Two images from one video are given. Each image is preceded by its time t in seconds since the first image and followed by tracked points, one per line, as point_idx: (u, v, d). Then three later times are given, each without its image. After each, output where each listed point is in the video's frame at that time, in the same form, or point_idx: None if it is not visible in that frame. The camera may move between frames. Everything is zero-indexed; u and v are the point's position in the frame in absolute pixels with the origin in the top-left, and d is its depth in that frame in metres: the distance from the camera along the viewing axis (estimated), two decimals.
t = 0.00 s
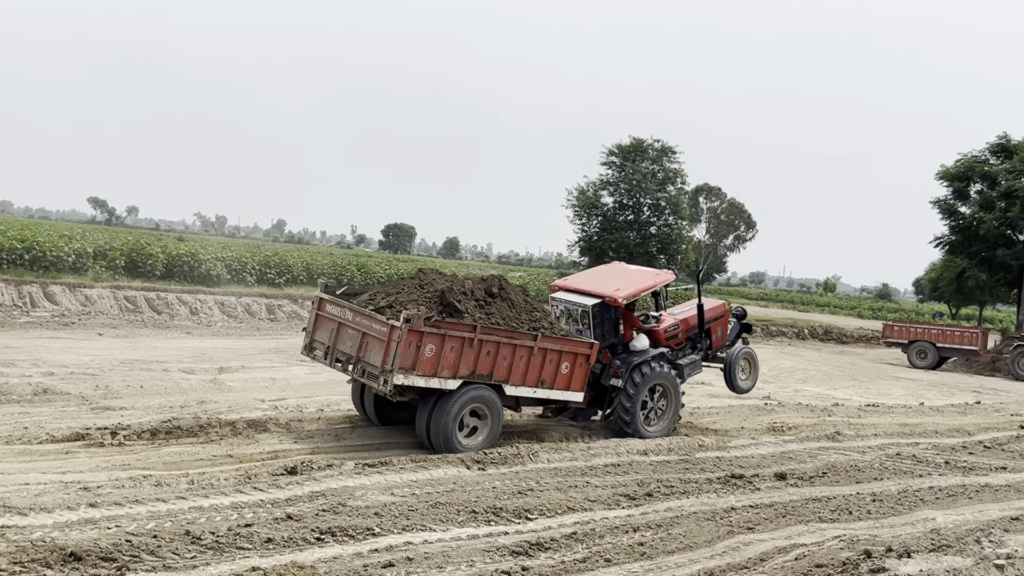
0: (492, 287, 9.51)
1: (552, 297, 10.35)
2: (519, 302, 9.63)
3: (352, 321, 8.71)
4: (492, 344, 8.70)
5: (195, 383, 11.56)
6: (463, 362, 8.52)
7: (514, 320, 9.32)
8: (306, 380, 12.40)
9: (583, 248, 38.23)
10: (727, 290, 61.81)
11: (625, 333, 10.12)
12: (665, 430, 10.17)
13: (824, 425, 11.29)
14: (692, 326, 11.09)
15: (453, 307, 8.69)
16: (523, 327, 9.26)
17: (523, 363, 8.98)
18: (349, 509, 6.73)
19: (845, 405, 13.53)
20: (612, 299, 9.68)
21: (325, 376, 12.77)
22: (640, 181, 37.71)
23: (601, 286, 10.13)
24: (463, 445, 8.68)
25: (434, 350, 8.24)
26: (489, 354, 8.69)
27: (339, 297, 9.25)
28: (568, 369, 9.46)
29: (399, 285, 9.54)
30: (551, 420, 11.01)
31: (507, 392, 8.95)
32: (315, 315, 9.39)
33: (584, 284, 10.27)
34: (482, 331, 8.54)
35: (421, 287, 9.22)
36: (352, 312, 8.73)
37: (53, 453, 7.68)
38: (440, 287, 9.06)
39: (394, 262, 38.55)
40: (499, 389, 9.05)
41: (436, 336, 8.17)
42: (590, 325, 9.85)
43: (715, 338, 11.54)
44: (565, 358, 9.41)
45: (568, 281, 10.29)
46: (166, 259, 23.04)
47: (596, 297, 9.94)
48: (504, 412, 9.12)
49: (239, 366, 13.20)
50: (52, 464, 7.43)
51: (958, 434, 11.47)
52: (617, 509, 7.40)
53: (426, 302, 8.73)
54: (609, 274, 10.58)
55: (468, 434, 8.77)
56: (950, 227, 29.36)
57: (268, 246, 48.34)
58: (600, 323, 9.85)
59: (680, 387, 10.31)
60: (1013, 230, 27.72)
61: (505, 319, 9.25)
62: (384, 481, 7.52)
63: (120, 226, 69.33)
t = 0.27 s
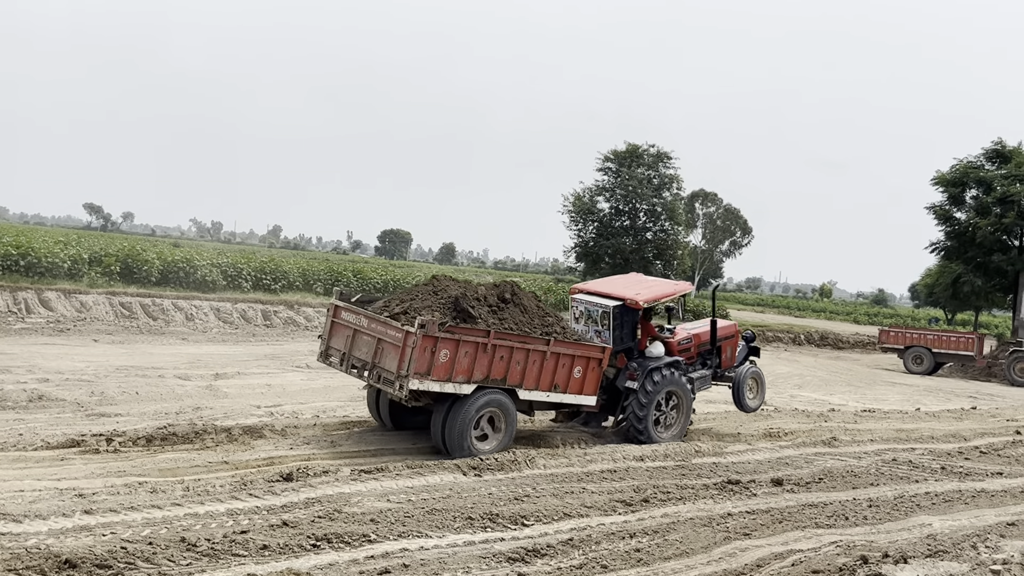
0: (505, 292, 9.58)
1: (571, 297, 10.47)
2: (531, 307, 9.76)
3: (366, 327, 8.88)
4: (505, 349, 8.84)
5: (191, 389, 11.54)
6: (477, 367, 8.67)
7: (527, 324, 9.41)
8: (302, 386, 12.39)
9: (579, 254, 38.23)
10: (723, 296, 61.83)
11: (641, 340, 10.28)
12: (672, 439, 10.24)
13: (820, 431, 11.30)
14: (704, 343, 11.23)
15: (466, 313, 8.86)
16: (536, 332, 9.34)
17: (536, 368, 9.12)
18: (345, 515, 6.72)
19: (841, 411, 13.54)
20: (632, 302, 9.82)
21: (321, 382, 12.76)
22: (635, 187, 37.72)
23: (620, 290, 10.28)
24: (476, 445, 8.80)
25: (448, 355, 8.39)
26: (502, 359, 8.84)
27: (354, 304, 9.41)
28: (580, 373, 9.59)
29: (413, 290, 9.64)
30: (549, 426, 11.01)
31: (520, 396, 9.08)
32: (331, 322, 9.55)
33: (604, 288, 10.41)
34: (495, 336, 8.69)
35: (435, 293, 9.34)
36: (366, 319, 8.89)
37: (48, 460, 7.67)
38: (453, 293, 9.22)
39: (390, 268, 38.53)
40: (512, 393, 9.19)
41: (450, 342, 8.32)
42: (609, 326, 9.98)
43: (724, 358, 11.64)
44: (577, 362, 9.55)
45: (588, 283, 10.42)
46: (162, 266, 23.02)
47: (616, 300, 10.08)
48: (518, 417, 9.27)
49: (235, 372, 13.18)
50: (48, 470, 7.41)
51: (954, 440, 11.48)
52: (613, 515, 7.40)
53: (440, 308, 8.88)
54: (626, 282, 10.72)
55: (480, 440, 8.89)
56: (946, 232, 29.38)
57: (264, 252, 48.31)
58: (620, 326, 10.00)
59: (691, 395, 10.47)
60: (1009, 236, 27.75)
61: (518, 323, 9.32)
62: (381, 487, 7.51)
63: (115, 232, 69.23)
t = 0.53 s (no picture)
0: (511, 293, 9.74)
1: (588, 299, 10.61)
2: (538, 308, 9.89)
3: (376, 331, 9.02)
4: (513, 348, 8.97)
5: (187, 394, 11.52)
6: (486, 367, 8.79)
7: (534, 324, 9.55)
8: (299, 391, 12.37)
9: (575, 259, 38.25)
10: (719, 301, 61.87)
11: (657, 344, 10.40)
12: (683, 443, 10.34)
13: (817, 436, 11.31)
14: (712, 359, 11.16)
15: (473, 313, 9.00)
16: (544, 331, 9.50)
17: (545, 367, 9.24)
18: (341, 521, 6.70)
19: (839, 416, 13.55)
20: (651, 303, 9.99)
21: (318, 388, 12.75)
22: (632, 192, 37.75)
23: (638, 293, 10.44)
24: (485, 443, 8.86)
25: (457, 355, 8.52)
26: (511, 358, 8.96)
27: (363, 310, 9.56)
28: (589, 372, 9.70)
29: (420, 293, 9.78)
30: (547, 430, 11.01)
31: (529, 396, 9.20)
32: (341, 328, 9.70)
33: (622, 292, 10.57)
34: (503, 335, 8.81)
35: (442, 296, 9.48)
36: (376, 323, 9.04)
37: (44, 466, 7.65)
38: (461, 295, 9.38)
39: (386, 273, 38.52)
40: (522, 393, 9.31)
41: (459, 341, 8.44)
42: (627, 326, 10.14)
43: (731, 377, 11.55)
44: (585, 361, 9.66)
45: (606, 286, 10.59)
46: (158, 271, 23.01)
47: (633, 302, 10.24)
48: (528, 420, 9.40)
49: (232, 377, 13.17)
50: (43, 476, 7.39)
51: (951, 445, 11.49)
52: (610, 521, 7.39)
53: (448, 309, 9.02)
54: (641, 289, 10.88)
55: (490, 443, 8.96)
56: (942, 238, 29.39)
57: (260, 257, 48.29)
58: (638, 327, 10.17)
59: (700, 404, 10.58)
60: (1006, 241, 27.77)
61: (526, 323, 9.48)
62: (378, 492, 7.50)
63: (112, 238, 69.24)
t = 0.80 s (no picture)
0: (519, 296, 9.97)
1: (601, 299, 10.73)
2: (546, 309, 10.10)
3: (389, 335, 9.24)
4: (524, 348, 9.17)
5: (186, 399, 11.52)
6: (498, 367, 8.99)
7: (543, 325, 9.77)
8: (298, 395, 12.37)
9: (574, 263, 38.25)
10: (719, 304, 61.85)
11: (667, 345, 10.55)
12: (691, 444, 10.38)
13: (816, 440, 11.33)
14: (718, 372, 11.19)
15: (484, 314, 9.33)
16: (553, 332, 9.74)
17: (555, 366, 9.42)
18: (339, 525, 6.70)
19: (837, 420, 13.56)
20: (664, 301, 10.11)
21: (317, 392, 12.75)
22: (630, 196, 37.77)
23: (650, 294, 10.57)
24: (497, 439, 8.96)
25: (469, 355, 8.73)
26: (522, 358, 9.15)
27: (375, 316, 9.78)
28: (597, 371, 9.88)
29: (430, 298, 10.01)
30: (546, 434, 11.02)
31: (541, 395, 9.39)
32: (353, 335, 9.92)
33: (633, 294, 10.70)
34: (513, 335, 9.02)
35: (453, 300, 9.71)
36: (388, 327, 9.26)
37: (42, 470, 7.65)
38: (470, 298, 9.62)
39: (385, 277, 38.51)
40: (534, 392, 9.49)
41: (471, 341, 8.66)
42: (640, 323, 10.27)
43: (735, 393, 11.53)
44: (594, 360, 9.85)
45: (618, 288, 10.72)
46: (157, 275, 23.00)
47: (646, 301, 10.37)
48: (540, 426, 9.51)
49: (230, 382, 13.16)
50: (42, 480, 7.39)
51: (949, 449, 11.51)
52: (609, 525, 7.39)
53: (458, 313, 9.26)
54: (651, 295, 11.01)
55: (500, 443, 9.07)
56: (940, 242, 29.39)
57: (258, 261, 48.25)
58: (650, 325, 10.30)
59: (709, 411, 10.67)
60: (1003, 245, 27.79)
61: (534, 324, 9.70)
62: (376, 496, 7.51)
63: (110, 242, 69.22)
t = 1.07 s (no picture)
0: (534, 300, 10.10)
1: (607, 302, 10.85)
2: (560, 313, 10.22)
3: (408, 339, 9.36)
4: (540, 352, 9.30)
5: (185, 402, 11.51)
6: (515, 371, 9.11)
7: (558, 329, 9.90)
8: (297, 399, 12.37)
9: (573, 267, 38.25)
10: (718, 307, 61.86)
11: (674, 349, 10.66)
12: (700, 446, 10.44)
13: (816, 444, 11.33)
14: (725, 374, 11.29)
15: (500, 321, 9.50)
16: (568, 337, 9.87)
17: (570, 370, 9.55)
18: (338, 529, 6.69)
19: (837, 424, 13.56)
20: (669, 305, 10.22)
21: (316, 396, 12.75)
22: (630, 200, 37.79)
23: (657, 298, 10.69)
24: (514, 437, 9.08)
25: (488, 359, 8.87)
26: (539, 362, 9.28)
27: (393, 320, 9.91)
28: (611, 375, 9.99)
29: (447, 303, 10.14)
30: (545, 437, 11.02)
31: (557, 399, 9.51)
32: (371, 339, 10.05)
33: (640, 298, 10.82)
34: (530, 339, 9.15)
35: (470, 304, 9.84)
36: (406, 332, 9.39)
37: (40, 474, 7.64)
38: (487, 304, 9.76)
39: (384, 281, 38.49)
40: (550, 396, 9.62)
41: (489, 345, 8.79)
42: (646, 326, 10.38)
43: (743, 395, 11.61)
44: (608, 364, 9.96)
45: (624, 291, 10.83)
46: (156, 279, 23.00)
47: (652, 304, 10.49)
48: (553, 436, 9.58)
49: (229, 386, 13.15)
50: (40, 484, 7.38)
51: (949, 453, 11.50)
52: (608, 528, 7.39)
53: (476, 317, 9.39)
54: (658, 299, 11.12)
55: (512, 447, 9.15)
56: (940, 246, 29.39)
57: (257, 264, 48.24)
58: (656, 328, 10.41)
59: (716, 420, 10.75)
60: (1003, 248, 27.79)
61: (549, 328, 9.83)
62: (375, 500, 7.50)
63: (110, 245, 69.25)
